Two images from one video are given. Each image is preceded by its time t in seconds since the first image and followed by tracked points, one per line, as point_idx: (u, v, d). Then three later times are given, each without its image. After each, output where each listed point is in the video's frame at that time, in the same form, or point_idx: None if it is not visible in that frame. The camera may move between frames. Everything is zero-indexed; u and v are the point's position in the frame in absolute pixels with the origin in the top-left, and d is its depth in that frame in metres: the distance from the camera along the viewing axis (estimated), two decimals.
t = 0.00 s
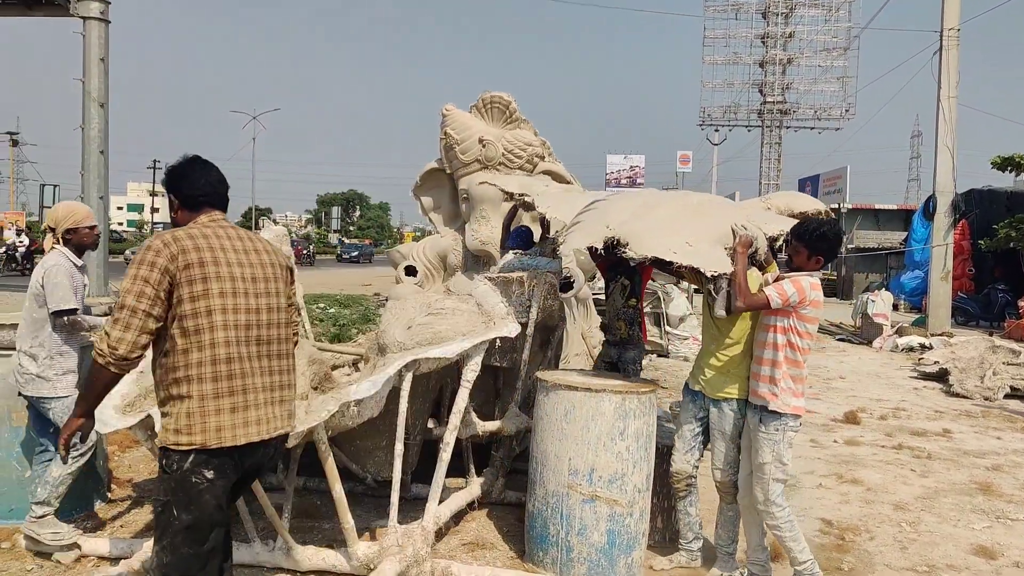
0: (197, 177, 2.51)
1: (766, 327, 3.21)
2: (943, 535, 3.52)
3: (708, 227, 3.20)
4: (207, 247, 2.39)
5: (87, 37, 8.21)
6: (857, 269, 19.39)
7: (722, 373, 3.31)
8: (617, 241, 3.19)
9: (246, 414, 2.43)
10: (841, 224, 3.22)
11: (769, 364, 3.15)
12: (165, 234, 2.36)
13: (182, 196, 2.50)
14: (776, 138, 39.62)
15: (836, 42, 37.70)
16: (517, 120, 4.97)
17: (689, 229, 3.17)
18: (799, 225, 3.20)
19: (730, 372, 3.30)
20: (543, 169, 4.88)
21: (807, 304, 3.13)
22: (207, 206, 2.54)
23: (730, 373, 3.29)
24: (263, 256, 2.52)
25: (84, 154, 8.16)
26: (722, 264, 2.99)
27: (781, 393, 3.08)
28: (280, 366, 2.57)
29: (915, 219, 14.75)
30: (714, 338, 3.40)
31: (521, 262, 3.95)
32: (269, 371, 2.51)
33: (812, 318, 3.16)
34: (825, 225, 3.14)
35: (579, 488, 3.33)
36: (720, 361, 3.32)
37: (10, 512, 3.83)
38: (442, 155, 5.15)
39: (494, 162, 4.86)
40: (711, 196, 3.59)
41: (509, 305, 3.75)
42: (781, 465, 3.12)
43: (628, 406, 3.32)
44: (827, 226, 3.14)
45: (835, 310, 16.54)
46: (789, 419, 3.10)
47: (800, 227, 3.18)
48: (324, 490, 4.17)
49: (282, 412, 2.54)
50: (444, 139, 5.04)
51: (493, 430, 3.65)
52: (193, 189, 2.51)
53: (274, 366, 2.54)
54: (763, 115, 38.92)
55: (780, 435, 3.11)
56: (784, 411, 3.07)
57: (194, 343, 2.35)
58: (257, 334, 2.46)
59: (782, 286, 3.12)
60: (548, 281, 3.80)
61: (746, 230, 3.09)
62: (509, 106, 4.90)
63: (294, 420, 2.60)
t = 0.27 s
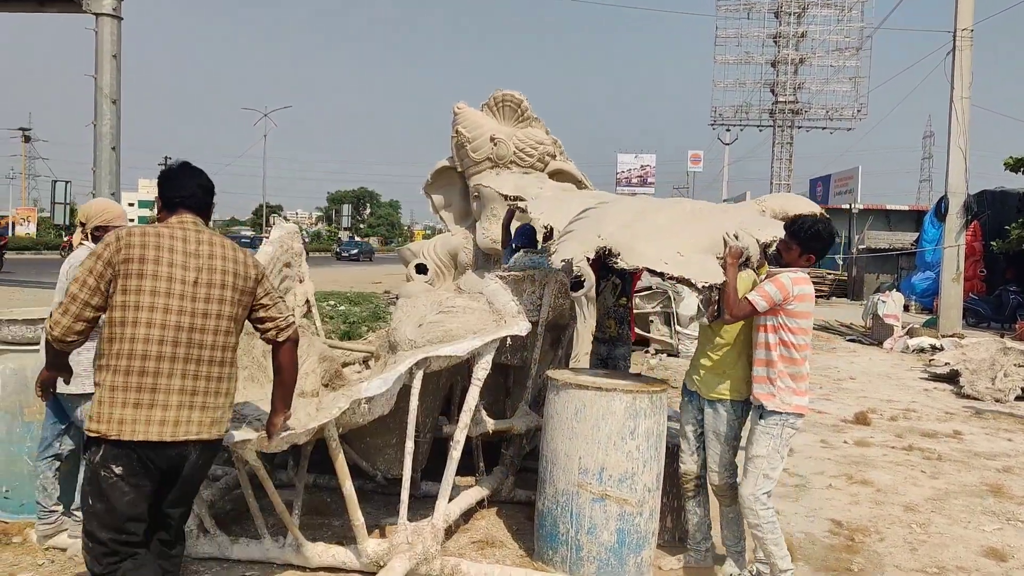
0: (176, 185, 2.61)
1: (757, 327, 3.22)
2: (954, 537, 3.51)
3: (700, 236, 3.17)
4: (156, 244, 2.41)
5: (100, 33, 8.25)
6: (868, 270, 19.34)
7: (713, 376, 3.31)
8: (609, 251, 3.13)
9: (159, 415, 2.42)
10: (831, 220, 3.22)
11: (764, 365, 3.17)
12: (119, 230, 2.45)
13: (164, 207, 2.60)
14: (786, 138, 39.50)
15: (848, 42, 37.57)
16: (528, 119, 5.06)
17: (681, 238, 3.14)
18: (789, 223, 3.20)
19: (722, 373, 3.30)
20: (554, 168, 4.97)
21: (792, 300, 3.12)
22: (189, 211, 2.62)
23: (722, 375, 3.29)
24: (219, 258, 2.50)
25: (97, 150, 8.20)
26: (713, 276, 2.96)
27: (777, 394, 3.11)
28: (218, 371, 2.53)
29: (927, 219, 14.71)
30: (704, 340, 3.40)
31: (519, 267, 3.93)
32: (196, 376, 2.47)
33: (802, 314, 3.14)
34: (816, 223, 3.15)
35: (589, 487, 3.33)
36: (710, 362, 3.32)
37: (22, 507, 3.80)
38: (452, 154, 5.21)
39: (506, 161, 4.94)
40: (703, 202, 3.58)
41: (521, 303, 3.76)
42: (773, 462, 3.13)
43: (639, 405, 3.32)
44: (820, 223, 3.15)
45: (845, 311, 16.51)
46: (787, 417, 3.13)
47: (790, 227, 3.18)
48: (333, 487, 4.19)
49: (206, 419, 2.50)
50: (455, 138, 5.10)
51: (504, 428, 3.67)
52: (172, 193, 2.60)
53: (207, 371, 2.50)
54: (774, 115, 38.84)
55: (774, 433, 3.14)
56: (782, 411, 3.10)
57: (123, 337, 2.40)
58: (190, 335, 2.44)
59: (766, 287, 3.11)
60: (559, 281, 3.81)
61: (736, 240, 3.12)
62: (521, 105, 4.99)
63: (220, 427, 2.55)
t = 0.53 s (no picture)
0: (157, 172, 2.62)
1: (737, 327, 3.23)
2: (958, 538, 3.51)
3: (693, 240, 3.16)
4: (116, 232, 2.48)
5: (107, 30, 8.26)
6: (873, 270, 19.32)
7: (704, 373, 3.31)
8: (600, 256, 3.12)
9: (113, 400, 2.43)
10: (812, 219, 3.18)
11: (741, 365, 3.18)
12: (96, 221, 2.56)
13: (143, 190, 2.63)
14: (792, 137, 39.49)
15: (855, 41, 37.53)
16: (534, 117, 5.10)
17: (672, 243, 3.13)
18: (768, 223, 3.20)
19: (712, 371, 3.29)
20: (559, 166, 5.02)
21: (762, 300, 3.09)
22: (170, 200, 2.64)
23: (715, 372, 3.29)
24: (181, 243, 2.50)
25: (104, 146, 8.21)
26: (704, 281, 2.95)
27: (750, 395, 3.12)
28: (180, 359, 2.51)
29: (933, 219, 14.68)
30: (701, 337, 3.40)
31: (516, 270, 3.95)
32: (151, 362, 2.46)
33: (777, 313, 3.10)
34: (794, 223, 3.13)
35: (593, 485, 3.34)
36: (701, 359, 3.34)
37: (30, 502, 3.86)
38: (458, 151, 5.26)
39: (511, 159, 4.99)
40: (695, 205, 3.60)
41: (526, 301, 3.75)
42: (742, 460, 3.10)
43: (643, 404, 3.31)
44: (798, 224, 3.12)
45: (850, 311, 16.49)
46: (761, 417, 3.11)
47: (768, 228, 3.19)
48: (338, 484, 4.20)
49: (157, 404, 2.46)
50: (461, 136, 5.15)
51: (509, 425, 3.68)
52: (152, 181, 2.63)
53: (166, 358, 2.48)
54: (780, 114, 38.83)
55: (745, 431, 3.12)
56: (756, 412, 3.10)
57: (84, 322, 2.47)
58: (144, 320, 2.45)
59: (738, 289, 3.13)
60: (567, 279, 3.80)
61: (726, 247, 3.08)
62: (527, 103, 5.04)
63: (177, 414, 2.49)
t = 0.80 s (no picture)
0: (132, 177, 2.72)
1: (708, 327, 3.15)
2: (965, 539, 3.50)
3: (676, 246, 3.16)
4: (75, 237, 2.63)
5: (112, 29, 8.27)
6: (878, 269, 19.28)
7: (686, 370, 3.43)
8: (582, 260, 3.13)
9: (61, 398, 2.53)
10: (781, 218, 3.00)
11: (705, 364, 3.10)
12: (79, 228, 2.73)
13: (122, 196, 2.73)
14: (797, 137, 39.42)
15: (860, 40, 37.44)
16: (539, 116, 5.13)
17: (656, 248, 3.13)
18: (736, 221, 3.07)
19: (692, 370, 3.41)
20: (564, 165, 5.04)
21: (726, 299, 2.98)
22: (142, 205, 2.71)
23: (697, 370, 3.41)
24: (128, 244, 2.57)
25: (110, 145, 8.21)
26: (686, 288, 2.94)
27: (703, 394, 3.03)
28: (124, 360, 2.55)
29: (939, 219, 14.64)
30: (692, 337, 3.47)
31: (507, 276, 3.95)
32: (95, 362, 2.54)
33: (736, 312, 2.98)
34: (760, 223, 2.97)
35: (598, 485, 3.33)
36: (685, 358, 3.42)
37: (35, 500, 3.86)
38: (463, 151, 5.27)
39: (516, 158, 5.01)
40: (681, 210, 3.56)
41: (531, 301, 3.72)
42: (702, 464, 3.05)
43: (649, 404, 3.29)
44: (765, 223, 2.96)
45: (855, 311, 16.46)
46: (711, 418, 3.03)
47: (734, 226, 3.05)
48: (343, 483, 4.19)
49: (92, 404, 2.52)
50: (466, 135, 5.17)
51: (513, 425, 3.67)
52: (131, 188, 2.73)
53: (109, 358, 2.54)
54: (784, 113, 38.76)
55: (697, 432, 3.07)
56: (707, 411, 3.02)
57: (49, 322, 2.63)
58: (85, 320, 2.54)
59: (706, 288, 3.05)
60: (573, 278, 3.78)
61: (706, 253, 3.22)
62: (532, 102, 5.07)
63: (114, 415, 2.51)
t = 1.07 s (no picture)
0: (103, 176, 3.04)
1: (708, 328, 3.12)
2: (978, 542, 3.46)
3: (667, 249, 3.11)
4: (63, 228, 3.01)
5: (124, 30, 8.33)
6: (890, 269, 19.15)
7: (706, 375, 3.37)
8: (571, 262, 3.07)
9: (22, 364, 2.85)
10: (780, 214, 2.98)
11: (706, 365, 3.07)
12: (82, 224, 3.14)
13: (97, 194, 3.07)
14: (808, 136, 39.24)
15: (871, 39, 37.23)
16: (548, 116, 5.15)
17: (647, 250, 3.08)
18: (734, 219, 3.02)
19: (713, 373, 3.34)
20: (573, 165, 5.05)
21: (732, 302, 2.95)
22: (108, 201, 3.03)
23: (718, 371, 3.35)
24: (96, 226, 2.91)
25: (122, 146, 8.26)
26: (677, 290, 2.90)
27: (706, 396, 2.99)
28: (78, 330, 2.84)
29: (952, 217, 14.51)
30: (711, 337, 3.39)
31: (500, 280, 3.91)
32: (52, 333, 2.85)
33: (742, 314, 2.96)
34: (759, 220, 2.95)
35: (607, 485, 3.31)
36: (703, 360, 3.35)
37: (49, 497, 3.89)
38: (471, 151, 5.29)
39: (524, 158, 5.02)
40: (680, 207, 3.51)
41: (538, 301, 3.70)
42: (702, 466, 3.02)
43: (659, 404, 3.27)
44: (764, 220, 2.94)
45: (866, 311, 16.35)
46: (713, 420, 3.00)
47: (735, 225, 3.00)
48: (352, 481, 4.20)
49: (44, 370, 2.82)
50: (474, 136, 5.18)
51: (521, 425, 3.67)
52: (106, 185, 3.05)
53: (65, 328, 2.84)
54: (795, 113, 38.60)
55: (697, 435, 3.03)
56: (710, 413, 2.99)
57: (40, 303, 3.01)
58: (51, 297, 2.87)
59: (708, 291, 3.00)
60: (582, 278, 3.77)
61: (700, 254, 3.14)
62: (540, 101, 5.10)
63: (56, 380, 2.78)
